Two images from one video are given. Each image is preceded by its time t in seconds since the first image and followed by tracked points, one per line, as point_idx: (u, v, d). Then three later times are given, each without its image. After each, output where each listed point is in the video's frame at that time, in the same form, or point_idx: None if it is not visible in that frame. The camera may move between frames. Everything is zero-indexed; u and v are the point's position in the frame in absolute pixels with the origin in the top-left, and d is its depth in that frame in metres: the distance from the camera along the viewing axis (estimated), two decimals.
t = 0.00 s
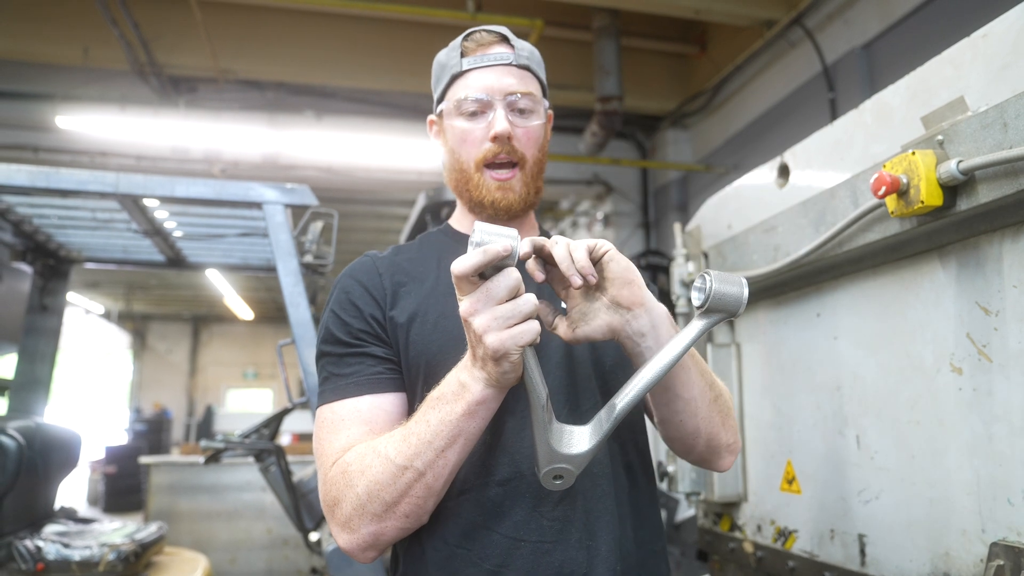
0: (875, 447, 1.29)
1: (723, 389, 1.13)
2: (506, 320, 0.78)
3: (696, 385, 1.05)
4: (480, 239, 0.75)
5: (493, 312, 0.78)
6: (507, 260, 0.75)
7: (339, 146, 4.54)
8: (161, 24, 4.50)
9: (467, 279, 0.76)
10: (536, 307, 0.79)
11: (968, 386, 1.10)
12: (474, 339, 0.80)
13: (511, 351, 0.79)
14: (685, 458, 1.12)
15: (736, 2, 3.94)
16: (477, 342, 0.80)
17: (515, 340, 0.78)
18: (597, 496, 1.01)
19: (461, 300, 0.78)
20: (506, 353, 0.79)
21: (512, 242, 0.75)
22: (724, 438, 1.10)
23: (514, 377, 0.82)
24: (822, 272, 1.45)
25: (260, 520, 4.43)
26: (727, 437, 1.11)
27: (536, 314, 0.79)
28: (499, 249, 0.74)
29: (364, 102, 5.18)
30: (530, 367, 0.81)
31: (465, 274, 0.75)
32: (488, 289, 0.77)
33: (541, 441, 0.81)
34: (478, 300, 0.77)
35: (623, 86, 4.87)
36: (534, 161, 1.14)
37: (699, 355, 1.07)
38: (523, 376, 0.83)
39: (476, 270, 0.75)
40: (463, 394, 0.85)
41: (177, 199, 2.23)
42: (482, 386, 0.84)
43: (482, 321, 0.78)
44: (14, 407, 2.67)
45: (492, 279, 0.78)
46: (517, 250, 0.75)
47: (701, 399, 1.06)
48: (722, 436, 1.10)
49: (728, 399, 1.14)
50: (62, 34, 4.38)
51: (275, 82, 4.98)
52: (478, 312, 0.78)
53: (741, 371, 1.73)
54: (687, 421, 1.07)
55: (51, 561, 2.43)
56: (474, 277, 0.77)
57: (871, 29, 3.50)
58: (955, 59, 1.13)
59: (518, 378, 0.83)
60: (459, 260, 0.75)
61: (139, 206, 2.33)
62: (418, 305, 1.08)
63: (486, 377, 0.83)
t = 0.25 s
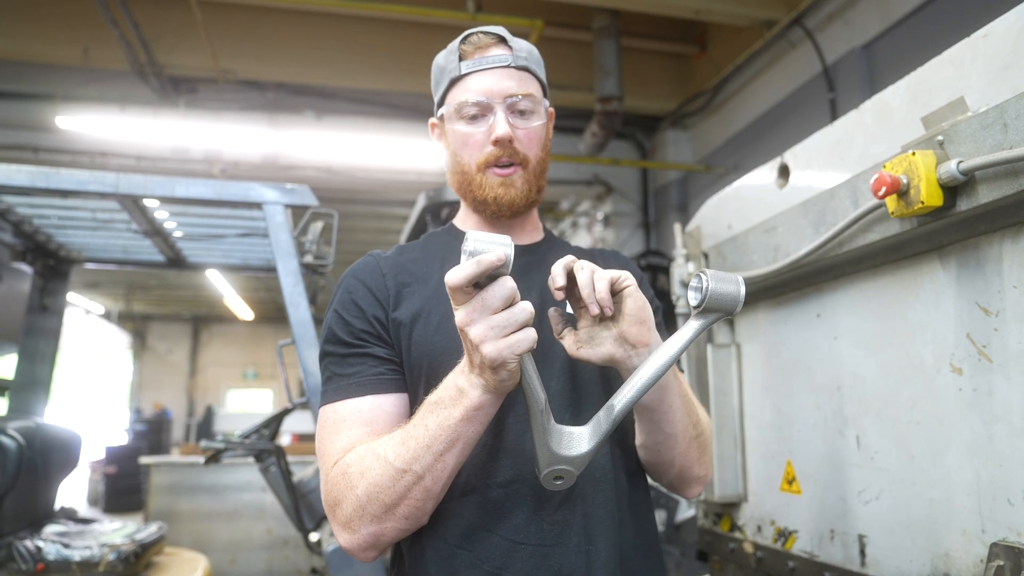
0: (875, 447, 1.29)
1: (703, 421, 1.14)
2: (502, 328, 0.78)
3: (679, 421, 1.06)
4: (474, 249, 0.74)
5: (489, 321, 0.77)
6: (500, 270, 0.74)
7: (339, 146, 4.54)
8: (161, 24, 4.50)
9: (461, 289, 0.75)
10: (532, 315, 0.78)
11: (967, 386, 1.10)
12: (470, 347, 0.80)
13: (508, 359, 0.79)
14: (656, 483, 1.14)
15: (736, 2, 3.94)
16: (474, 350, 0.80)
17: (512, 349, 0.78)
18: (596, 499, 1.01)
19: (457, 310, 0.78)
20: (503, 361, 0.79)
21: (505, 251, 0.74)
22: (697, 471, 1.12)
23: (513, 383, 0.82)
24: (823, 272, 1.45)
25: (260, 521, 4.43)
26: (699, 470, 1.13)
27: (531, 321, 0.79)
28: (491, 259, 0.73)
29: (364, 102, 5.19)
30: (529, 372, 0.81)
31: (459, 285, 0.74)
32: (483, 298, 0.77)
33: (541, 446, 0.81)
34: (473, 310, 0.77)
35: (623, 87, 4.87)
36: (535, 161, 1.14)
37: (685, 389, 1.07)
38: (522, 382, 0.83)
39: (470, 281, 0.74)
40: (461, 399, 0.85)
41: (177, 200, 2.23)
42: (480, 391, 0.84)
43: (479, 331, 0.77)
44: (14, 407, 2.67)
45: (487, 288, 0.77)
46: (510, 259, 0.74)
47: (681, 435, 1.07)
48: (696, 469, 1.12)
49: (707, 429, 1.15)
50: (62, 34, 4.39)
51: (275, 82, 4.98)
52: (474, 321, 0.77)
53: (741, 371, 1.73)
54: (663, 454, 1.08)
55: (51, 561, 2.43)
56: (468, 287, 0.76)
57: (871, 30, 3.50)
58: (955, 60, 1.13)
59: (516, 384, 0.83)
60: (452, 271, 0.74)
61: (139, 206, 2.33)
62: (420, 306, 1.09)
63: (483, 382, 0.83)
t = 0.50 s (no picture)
0: (875, 447, 1.29)
1: (702, 422, 1.14)
2: (509, 327, 0.78)
3: (679, 425, 1.06)
4: (481, 248, 0.74)
5: (495, 320, 0.78)
6: (508, 268, 0.75)
7: (338, 147, 4.54)
8: (161, 25, 4.50)
9: (467, 287, 0.76)
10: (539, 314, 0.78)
11: (968, 386, 1.10)
12: (477, 346, 0.80)
13: (514, 358, 0.79)
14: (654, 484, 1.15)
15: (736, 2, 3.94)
16: (480, 349, 0.80)
17: (517, 348, 0.78)
18: (597, 500, 1.02)
19: (464, 309, 0.78)
20: (509, 360, 0.79)
21: (513, 249, 0.74)
22: (695, 473, 1.13)
23: (517, 382, 0.82)
24: (823, 272, 1.45)
25: (260, 521, 4.42)
26: (699, 472, 1.13)
27: (538, 321, 0.79)
28: (500, 257, 0.73)
29: (363, 103, 5.19)
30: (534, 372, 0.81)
31: (467, 283, 0.75)
32: (490, 297, 0.77)
33: (546, 446, 0.81)
34: (479, 309, 0.77)
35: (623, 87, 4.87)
36: (544, 163, 1.14)
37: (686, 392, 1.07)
38: (526, 381, 0.83)
39: (477, 279, 0.74)
40: (465, 397, 0.85)
41: (177, 200, 2.22)
42: (485, 389, 0.84)
43: (485, 330, 0.77)
44: (14, 407, 2.67)
45: (494, 287, 0.77)
46: (518, 258, 0.74)
47: (680, 438, 1.07)
48: (695, 471, 1.12)
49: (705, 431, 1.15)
50: (62, 35, 4.39)
51: (274, 83, 4.98)
52: (480, 320, 0.77)
53: (741, 372, 1.73)
54: (661, 456, 1.08)
55: (51, 561, 2.42)
56: (475, 285, 0.76)
57: (871, 30, 3.50)
58: (954, 60, 1.13)
59: (520, 383, 0.83)
60: (460, 269, 0.74)
61: (139, 207, 2.33)
62: (424, 304, 1.09)
63: (486, 381, 0.83)
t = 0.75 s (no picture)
0: (875, 448, 1.29)
1: (710, 403, 1.18)
2: (511, 325, 0.77)
3: (683, 383, 1.12)
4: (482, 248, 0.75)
5: (497, 319, 0.78)
6: (509, 267, 0.75)
7: (338, 147, 4.54)
8: (161, 25, 4.50)
9: (468, 286, 0.76)
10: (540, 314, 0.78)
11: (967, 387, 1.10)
12: (479, 346, 0.79)
13: (516, 358, 0.78)
14: (659, 461, 1.17)
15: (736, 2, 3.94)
16: (482, 350, 0.79)
17: (520, 348, 0.78)
18: (597, 499, 1.02)
19: (465, 310, 0.78)
20: (511, 360, 0.78)
21: (514, 249, 0.75)
22: (700, 451, 1.15)
23: (521, 382, 0.82)
24: (822, 272, 1.45)
25: (260, 521, 4.42)
26: (703, 453, 1.16)
27: (540, 321, 0.79)
28: (501, 256, 0.73)
29: (363, 103, 5.19)
30: (537, 371, 0.81)
31: (468, 281, 0.75)
32: (491, 297, 0.77)
33: (550, 446, 0.81)
34: (481, 309, 0.77)
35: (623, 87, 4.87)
36: (544, 164, 1.14)
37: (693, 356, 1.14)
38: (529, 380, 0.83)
39: (478, 278, 0.74)
40: (467, 396, 0.85)
41: (177, 201, 2.22)
42: (486, 388, 0.84)
43: (487, 329, 0.77)
44: (14, 407, 2.67)
45: (494, 287, 0.77)
46: (518, 258, 0.74)
47: (683, 400, 1.12)
48: (700, 447, 1.15)
49: (713, 414, 1.18)
50: (62, 35, 4.38)
51: (274, 83, 4.98)
52: (481, 319, 0.77)
53: (741, 372, 1.73)
54: (664, 417, 1.13)
55: (51, 562, 2.42)
56: (476, 285, 0.76)
57: (871, 30, 3.50)
58: (955, 60, 1.13)
59: (523, 383, 0.82)
60: (460, 269, 0.75)
61: (139, 207, 2.33)
62: (424, 302, 1.09)
63: (490, 381, 0.83)
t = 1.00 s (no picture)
0: (875, 448, 1.29)
1: (714, 403, 1.16)
2: (507, 319, 0.78)
3: (683, 391, 1.09)
4: (477, 242, 0.75)
5: (493, 313, 0.78)
6: (505, 260, 0.75)
7: (338, 147, 4.54)
8: (161, 25, 4.51)
9: (465, 279, 0.76)
10: (536, 307, 0.78)
11: (967, 386, 1.10)
12: (476, 340, 0.80)
13: (514, 351, 0.79)
14: (661, 460, 1.17)
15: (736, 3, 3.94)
16: (479, 344, 0.80)
17: (518, 341, 0.78)
18: (598, 496, 1.02)
19: (461, 304, 0.78)
20: (509, 352, 0.78)
21: (509, 243, 0.75)
22: (703, 452, 1.14)
23: (519, 375, 0.82)
24: (821, 272, 1.45)
25: (260, 521, 4.42)
26: (707, 453, 1.15)
27: (536, 314, 0.79)
28: (496, 250, 0.74)
29: (363, 103, 5.19)
30: (535, 365, 0.82)
31: (464, 275, 0.75)
32: (487, 291, 0.77)
33: (550, 442, 0.81)
34: (477, 302, 0.77)
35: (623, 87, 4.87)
36: (539, 164, 1.14)
37: (698, 361, 1.10)
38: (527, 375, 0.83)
39: (474, 271, 0.75)
40: (466, 393, 0.85)
41: (177, 201, 2.22)
42: (483, 385, 0.84)
43: (483, 322, 0.78)
44: (14, 408, 2.67)
45: (489, 280, 0.77)
46: (513, 251, 0.75)
47: (686, 403, 1.10)
48: (702, 449, 1.13)
49: (717, 413, 1.16)
50: (62, 35, 4.38)
51: (274, 83, 4.98)
52: (477, 313, 0.78)
53: (741, 372, 1.73)
54: (668, 420, 1.11)
55: (51, 562, 2.42)
56: (472, 278, 0.77)
57: (871, 30, 3.50)
58: (954, 61, 1.13)
59: (521, 377, 0.83)
60: (456, 262, 0.75)
61: (139, 207, 2.33)
62: (422, 300, 1.09)
63: (488, 377, 0.83)
